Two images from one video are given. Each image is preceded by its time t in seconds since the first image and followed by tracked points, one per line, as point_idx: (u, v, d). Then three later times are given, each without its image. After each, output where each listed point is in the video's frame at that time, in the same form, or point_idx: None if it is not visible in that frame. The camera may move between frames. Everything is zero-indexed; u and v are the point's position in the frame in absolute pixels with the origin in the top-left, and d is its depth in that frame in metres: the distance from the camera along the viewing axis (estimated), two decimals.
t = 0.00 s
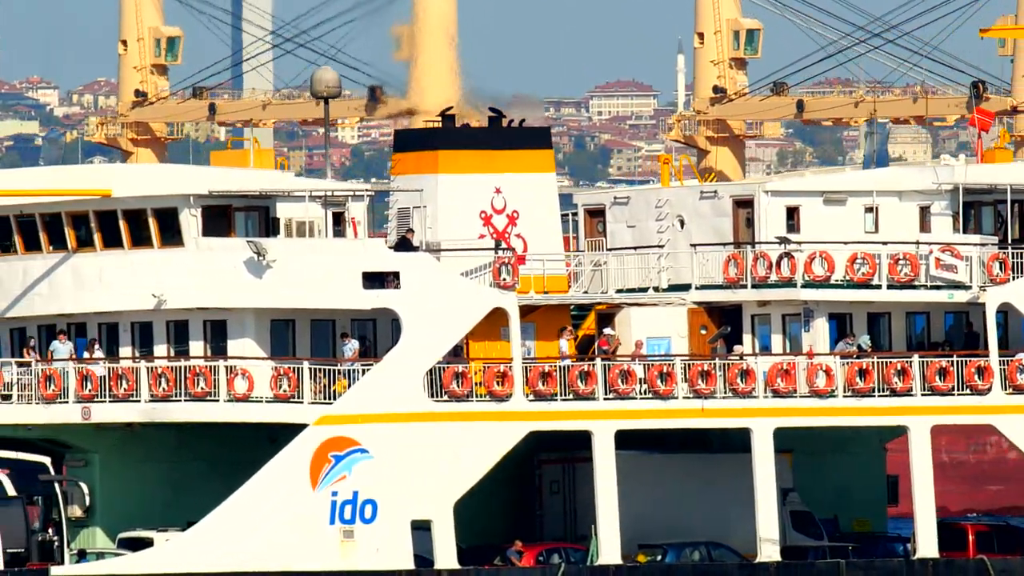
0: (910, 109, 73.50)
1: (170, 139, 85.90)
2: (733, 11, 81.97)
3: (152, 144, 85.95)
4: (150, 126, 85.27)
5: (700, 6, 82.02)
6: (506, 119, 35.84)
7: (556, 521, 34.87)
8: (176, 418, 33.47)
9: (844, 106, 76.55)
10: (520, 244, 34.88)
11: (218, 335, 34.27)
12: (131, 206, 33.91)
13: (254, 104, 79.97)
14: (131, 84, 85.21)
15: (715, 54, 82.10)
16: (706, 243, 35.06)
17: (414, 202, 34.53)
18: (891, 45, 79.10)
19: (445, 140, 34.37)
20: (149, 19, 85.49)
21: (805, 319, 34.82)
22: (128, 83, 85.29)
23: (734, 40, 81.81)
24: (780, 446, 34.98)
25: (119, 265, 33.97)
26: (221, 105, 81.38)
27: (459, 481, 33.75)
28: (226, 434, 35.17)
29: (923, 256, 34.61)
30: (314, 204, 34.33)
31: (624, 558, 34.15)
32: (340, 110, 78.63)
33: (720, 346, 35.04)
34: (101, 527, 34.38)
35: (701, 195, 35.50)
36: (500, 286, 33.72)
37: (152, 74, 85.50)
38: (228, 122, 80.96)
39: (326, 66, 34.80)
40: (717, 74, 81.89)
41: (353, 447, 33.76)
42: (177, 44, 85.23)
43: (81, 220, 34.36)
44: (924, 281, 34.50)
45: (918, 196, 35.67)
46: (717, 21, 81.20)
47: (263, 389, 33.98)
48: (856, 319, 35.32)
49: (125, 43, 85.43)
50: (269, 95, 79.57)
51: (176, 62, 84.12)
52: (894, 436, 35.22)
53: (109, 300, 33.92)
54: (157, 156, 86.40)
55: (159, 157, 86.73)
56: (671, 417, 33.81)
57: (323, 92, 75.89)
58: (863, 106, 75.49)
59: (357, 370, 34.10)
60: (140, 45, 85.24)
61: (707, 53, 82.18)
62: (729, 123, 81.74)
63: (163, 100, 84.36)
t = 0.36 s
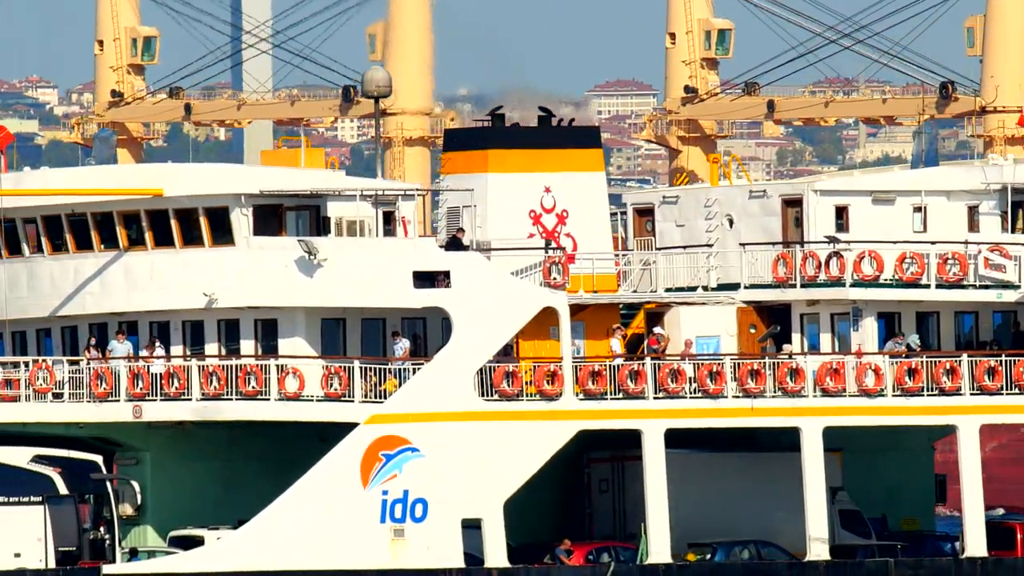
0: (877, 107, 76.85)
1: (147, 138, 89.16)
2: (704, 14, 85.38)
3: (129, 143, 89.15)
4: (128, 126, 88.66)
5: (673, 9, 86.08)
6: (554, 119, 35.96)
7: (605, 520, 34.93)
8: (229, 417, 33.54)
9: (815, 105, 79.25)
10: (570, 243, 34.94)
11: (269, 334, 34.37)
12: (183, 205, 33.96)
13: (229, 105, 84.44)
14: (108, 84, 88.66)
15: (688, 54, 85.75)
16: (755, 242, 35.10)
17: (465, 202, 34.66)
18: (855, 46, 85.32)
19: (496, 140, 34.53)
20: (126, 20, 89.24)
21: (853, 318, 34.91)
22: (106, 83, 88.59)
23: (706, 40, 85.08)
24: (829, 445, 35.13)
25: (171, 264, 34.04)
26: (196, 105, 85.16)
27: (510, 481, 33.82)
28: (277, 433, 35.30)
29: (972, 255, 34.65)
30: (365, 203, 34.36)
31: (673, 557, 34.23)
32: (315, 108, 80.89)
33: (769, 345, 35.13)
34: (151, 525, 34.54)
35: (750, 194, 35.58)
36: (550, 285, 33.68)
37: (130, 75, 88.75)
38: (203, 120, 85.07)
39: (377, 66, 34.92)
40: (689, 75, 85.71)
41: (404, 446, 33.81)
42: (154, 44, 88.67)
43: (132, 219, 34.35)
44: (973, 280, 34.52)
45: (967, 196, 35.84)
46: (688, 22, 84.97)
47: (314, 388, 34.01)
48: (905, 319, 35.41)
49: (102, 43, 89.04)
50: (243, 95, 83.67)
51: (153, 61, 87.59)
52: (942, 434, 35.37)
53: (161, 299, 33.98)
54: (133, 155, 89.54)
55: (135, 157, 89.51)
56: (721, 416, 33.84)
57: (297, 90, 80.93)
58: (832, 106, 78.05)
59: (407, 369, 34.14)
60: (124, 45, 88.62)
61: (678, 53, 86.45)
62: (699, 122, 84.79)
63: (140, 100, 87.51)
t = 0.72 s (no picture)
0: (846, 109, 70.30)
1: (125, 140, 82.73)
2: (677, 12, 75.64)
3: (107, 145, 82.90)
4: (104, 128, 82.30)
5: (642, 8, 75.43)
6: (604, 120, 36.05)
7: (654, 520, 35.05)
8: (281, 417, 33.62)
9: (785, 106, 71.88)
10: (619, 244, 35.02)
11: (319, 334, 34.45)
12: (234, 206, 34.00)
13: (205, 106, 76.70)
14: (82, 87, 81.14)
15: (659, 56, 75.61)
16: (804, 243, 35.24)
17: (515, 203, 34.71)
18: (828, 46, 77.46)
19: (545, 141, 34.56)
20: (103, 21, 81.55)
21: (902, 320, 35.02)
22: (80, 85, 81.22)
23: (677, 42, 75.36)
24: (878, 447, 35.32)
25: (222, 265, 34.10)
26: (171, 107, 78.16)
27: (561, 482, 33.92)
28: (327, 433, 35.45)
29: (1020, 258, 34.74)
30: (416, 204, 34.45)
31: (722, 558, 34.37)
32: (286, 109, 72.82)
33: (818, 346, 35.19)
34: (202, 526, 34.93)
35: (799, 195, 35.70)
36: (601, 287, 33.70)
37: (105, 76, 81.38)
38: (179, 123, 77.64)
39: (427, 68, 34.91)
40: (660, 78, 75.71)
41: (455, 446, 33.89)
42: (130, 47, 80.83)
43: (183, 220, 34.39)
44: (1021, 283, 34.62)
45: (1014, 198, 35.87)
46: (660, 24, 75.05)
47: (365, 389, 34.12)
48: (953, 320, 35.47)
49: (77, 45, 81.32)
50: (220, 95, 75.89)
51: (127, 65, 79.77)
52: (991, 436, 35.46)
53: (212, 300, 34.06)
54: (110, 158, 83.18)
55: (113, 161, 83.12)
56: (770, 418, 33.92)
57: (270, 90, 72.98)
58: (804, 108, 71.09)
59: (457, 370, 34.23)
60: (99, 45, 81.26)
61: (650, 55, 75.63)
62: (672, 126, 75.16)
63: (117, 100, 80.72)
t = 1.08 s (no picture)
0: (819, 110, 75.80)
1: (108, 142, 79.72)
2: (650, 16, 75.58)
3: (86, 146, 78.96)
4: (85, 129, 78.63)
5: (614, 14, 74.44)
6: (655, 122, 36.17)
7: (705, 521, 35.09)
8: (332, 419, 33.65)
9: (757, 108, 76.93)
10: (670, 246, 35.02)
11: (371, 336, 34.52)
12: (286, 208, 34.06)
13: (183, 107, 80.82)
14: (62, 89, 80.40)
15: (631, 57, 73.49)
16: (854, 245, 35.39)
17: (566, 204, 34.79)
18: (800, 47, 81.77)
19: (596, 143, 34.59)
20: (80, 19, 77.27)
21: (952, 321, 35.12)
22: (59, 87, 80.42)
23: (650, 44, 74.55)
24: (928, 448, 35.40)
25: (274, 267, 34.17)
26: (150, 108, 81.20)
27: (613, 486, 33.95)
28: (379, 433, 35.47)
29: None
30: (468, 205, 34.47)
31: (772, 559, 34.41)
32: (264, 112, 77.60)
33: (868, 348, 35.18)
34: (254, 527, 35.02)
35: (850, 197, 35.75)
36: (652, 289, 33.76)
37: (82, 78, 80.64)
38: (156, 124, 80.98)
39: (478, 69, 35.06)
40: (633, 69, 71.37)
41: (506, 447, 33.92)
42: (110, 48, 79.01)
43: (235, 221, 34.46)
44: None
45: None
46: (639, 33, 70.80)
47: (416, 390, 34.14)
48: (1003, 322, 35.69)
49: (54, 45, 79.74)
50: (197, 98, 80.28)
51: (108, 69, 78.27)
52: None
53: (263, 301, 34.13)
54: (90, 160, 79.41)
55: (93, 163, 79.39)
56: (821, 420, 33.91)
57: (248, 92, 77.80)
58: (776, 109, 76.71)
59: (509, 371, 34.24)
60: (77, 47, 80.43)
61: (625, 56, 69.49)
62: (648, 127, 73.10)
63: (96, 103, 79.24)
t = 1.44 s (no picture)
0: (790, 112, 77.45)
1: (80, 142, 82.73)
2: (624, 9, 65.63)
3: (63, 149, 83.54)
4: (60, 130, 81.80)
5: None
6: (705, 125, 36.20)
7: (755, 523, 35.18)
8: (384, 421, 33.69)
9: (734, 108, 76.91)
10: (720, 248, 35.15)
11: (423, 338, 34.60)
12: (338, 210, 34.08)
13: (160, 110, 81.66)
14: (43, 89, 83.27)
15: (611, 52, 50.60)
16: (904, 247, 35.42)
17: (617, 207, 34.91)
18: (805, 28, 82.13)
19: (647, 145, 34.62)
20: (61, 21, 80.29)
21: (1002, 323, 35.27)
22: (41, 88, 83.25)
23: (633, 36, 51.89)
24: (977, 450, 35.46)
25: (326, 269, 34.21)
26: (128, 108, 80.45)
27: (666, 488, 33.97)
28: (430, 436, 35.47)
29: None
30: (519, 208, 34.51)
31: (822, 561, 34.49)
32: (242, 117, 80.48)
33: (918, 351, 35.20)
34: (305, 529, 35.11)
35: (900, 199, 35.96)
36: (703, 291, 33.84)
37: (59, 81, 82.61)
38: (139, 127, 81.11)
39: (529, 72, 35.03)
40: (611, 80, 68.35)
41: (557, 450, 33.95)
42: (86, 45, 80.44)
43: (287, 223, 34.50)
44: None
45: None
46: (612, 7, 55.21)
47: (468, 392, 34.18)
48: None
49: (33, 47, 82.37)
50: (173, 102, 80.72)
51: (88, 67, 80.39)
52: None
53: (314, 304, 34.18)
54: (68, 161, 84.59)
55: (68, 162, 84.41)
56: (871, 423, 33.94)
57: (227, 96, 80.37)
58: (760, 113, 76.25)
59: (561, 374, 34.30)
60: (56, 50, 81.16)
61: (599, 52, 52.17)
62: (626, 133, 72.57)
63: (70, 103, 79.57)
